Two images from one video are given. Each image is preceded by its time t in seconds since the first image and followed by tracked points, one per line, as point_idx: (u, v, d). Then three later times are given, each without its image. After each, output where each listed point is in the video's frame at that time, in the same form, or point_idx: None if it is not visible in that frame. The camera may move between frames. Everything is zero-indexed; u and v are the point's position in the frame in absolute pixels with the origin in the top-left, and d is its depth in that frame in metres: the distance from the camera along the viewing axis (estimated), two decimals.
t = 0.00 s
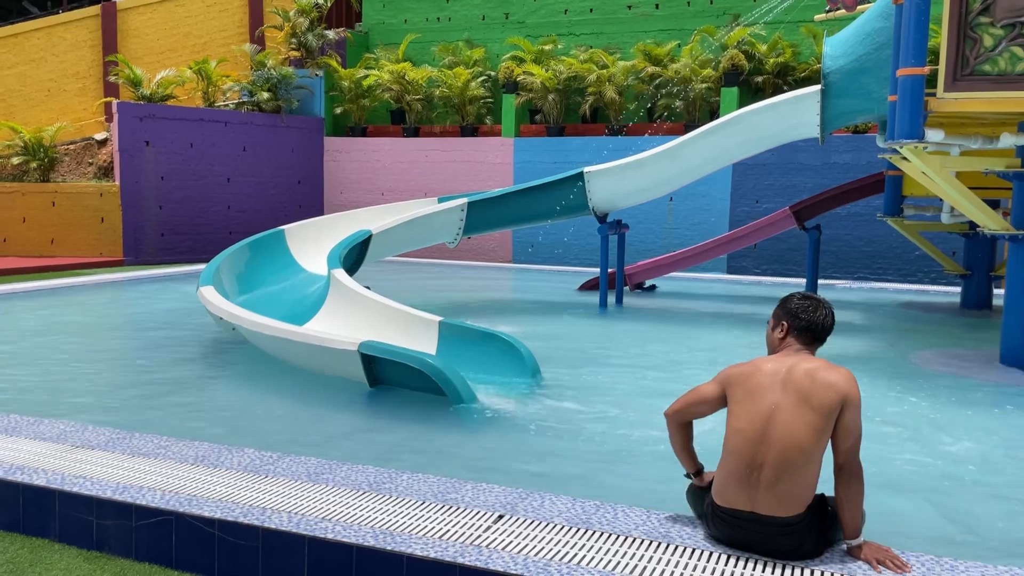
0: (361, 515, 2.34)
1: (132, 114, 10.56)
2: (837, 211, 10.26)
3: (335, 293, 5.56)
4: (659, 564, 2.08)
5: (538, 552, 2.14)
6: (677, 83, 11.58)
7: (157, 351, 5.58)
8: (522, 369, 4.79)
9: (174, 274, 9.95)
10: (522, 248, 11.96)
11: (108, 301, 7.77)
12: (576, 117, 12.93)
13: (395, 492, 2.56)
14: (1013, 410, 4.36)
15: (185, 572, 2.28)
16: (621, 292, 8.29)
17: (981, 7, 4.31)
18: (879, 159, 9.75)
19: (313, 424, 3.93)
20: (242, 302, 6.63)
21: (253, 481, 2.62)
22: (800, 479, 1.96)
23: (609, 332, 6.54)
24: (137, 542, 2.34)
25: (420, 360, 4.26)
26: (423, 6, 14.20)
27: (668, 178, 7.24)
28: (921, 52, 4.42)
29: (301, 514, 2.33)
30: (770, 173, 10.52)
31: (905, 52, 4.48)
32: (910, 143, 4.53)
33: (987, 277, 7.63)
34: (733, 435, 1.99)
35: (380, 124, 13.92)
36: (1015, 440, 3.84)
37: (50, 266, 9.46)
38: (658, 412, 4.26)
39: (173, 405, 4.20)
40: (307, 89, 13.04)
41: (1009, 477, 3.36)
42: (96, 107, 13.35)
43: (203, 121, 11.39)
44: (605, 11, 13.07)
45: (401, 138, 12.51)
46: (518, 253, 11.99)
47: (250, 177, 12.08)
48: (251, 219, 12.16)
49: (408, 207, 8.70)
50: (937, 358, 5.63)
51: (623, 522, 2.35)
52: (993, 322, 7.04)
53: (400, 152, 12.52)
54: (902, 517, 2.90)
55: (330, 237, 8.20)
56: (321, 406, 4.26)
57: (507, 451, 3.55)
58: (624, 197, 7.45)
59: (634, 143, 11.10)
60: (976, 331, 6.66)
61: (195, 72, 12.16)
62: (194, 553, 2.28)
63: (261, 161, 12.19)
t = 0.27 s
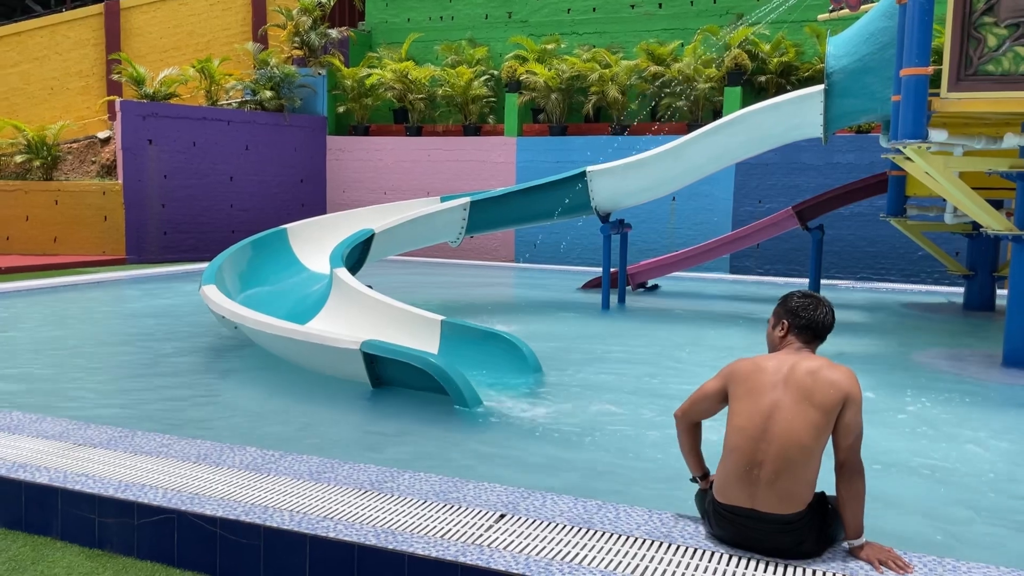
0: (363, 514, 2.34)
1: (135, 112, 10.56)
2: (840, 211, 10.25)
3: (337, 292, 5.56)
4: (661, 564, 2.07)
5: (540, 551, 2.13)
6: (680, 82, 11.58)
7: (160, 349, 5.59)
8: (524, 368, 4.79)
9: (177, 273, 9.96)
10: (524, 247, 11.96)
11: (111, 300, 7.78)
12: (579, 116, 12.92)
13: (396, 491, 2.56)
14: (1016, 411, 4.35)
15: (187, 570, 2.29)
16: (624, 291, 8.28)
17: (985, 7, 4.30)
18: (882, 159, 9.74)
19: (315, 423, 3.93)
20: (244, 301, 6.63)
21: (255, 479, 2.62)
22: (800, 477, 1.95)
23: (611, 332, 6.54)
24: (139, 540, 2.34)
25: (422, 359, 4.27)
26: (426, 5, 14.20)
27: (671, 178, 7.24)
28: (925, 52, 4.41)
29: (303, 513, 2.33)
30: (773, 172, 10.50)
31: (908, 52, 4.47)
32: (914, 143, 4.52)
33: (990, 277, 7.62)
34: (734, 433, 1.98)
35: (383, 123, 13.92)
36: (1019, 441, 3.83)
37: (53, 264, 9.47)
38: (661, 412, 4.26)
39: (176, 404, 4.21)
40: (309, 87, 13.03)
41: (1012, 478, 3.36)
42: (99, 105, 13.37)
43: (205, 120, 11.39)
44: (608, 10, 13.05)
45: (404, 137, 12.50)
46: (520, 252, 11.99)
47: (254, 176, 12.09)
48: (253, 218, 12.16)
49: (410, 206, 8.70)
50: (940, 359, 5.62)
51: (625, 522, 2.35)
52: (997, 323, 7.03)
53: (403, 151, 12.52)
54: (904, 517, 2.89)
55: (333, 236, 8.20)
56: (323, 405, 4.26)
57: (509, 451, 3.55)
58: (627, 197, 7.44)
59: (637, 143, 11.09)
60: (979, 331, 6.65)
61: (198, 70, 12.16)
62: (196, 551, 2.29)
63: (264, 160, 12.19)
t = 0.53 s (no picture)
0: (365, 513, 2.34)
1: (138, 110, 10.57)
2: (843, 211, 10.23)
3: (340, 291, 5.56)
4: (663, 564, 2.07)
5: (542, 551, 2.13)
6: (682, 82, 11.57)
7: (162, 348, 5.59)
8: (527, 367, 4.79)
9: (179, 271, 9.96)
10: (526, 246, 11.96)
11: (114, 298, 7.78)
12: (582, 116, 12.91)
13: (399, 490, 2.56)
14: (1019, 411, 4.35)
15: (190, 568, 2.29)
16: (626, 291, 8.28)
17: (989, 7, 4.29)
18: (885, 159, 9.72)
19: (316, 421, 3.93)
20: (247, 299, 6.63)
21: (257, 478, 2.62)
22: (803, 476, 1.94)
23: (613, 331, 6.53)
24: (142, 538, 2.35)
25: (424, 358, 4.26)
26: (429, 4, 14.19)
27: (674, 177, 7.23)
28: (929, 52, 4.40)
29: (305, 512, 2.33)
30: (776, 172, 10.49)
31: (912, 51, 4.47)
32: (918, 143, 4.51)
33: (993, 277, 7.61)
34: (737, 432, 1.98)
35: (385, 122, 13.92)
36: (1021, 441, 3.83)
37: (55, 262, 9.48)
38: (662, 411, 4.25)
39: (177, 402, 4.21)
40: (312, 86, 13.04)
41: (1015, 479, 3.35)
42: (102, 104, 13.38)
43: (208, 119, 11.40)
44: (611, 9, 13.04)
45: (407, 137, 12.50)
46: (522, 252, 11.99)
47: (256, 175, 12.10)
48: (256, 217, 12.17)
49: (413, 205, 8.69)
50: (943, 359, 5.61)
51: (627, 522, 2.35)
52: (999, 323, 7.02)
53: (406, 150, 12.52)
54: (905, 517, 2.89)
55: (335, 235, 8.20)
56: (325, 403, 4.27)
57: (511, 449, 3.55)
58: (629, 196, 7.44)
59: (639, 142, 11.09)
60: (982, 332, 6.64)
61: (200, 69, 12.16)
62: (199, 549, 2.29)
63: (267, 158, 12.20)
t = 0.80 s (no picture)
0: (367, 512, 2.35)
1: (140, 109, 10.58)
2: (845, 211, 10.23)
3: (341, 290, 5.56)
4: (665, 564, 2.07)
5: (543, 550, 2.13)
6: (684, 81, 11.56)
7: (164, 346, 5.59)
8: (528, 367, 4.79)
9: (181, 270, 9.97)
10: (528, 246, 11.96)
11: (115, 296, 7.78)
12: (583, 115, 12.90)
13: (401, 489, 2.56)
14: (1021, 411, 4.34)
15: (191, 567, 2.29)
16: (628, 290, 8.27)
17: (991, 7, 4.28)
18: (887, 159, 9.72)
19: (318, 420, 3.93)
20: (248, 298, 6.64)
21: (259, 476, 2.62)
22: (805, 475, 1.94)
23: (614, 331, 6.53)
24: (143, 537, 2.35)
25: (426, 357, 4.26)
26: (431, 3, 14.18)
27: (676, 177, 7.22)
28: (931, 52, 4.40)
29: (307, 511, 2.33)
30: (778, 172, 10.49)
31: (915, 51, 4.47)
32: (920, 143, 4.51)
33: (995, 277, 7.61)
34: (741, 431, 1.98)
35: (387, 121, 13.92)
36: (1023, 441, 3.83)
37: (57, 261, 9.49)
38: (664, 411, 4.25)
39: (180, 400, 4.21)
40: (314, 85, 13.06)
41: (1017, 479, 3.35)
42: (104, 102, 13.40)
43: (210, 117, 11.40)
44: (613, 9, 13.03)
45: (408, 136, 12.50)
46: (524, 251, 11.99)
47: (258, 174, 12.10)
48: (257, 216, 12.17)
49: (415, 205, 8.69)
50: (945, 359, 5.61)
51: (629, 521, 2.35)
52: (1001, 324, 7.02)
53: (408, 150, 12.52)
54: (907, 517, 2.89)
55: (337, 234, 8.20)
56: (326, 402, 4.27)
57: (513, 449, 3.55)
58: (631, 196, 7.44)
59: (641, 142, 11.08)
60: (984, 332, 6.64)
61: (202, 68, 12.15)
62: (200, 548, 2.29)
63: (268, 157, 12.20)
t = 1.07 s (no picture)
0: (366, 511, 2.35)
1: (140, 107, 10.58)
2: (845, 211, 10.22)
3: (341, 289, 5.55)
4: (665, 563, 2.07)
5: (543, 549, 2.13)
6: (684, 81, 11.56)
7: (164, 345, 5.58)
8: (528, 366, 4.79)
9: (181, 268, 9.96)
10: (528, 245, 11.96)
11: (115, 295, 7.78)
12: (584, 114, 12.90)
13: (401, 488, 2.56)
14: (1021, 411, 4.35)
15: (191, 565, 2.29)
16: (628, 290, 8.27)
17: (993, 7, 4.28)
18: (887, 159, 9.72)
19: (318, 419, 3.93)
20: (248, 297, 6.63)
21: (259, 475, 2.62)
22: (805, 475, 1.94)
23: (614, 330, 6.53)
24: (143, 535, 2.35)
25: (425, 356, 4.26)
26: (431, 2, 14.17)
27: (676, 176, 7.22)
28: (932, 51, 4.39)
29: (307, 509, 2.33)
30: (779, 171, 10.48)
31: (915, 51, 4.46)
32: (920, 142, 4.50)
33: (995, 278, 7.61)
34: (741, 430, 1.98)
35: (387, 119, 13.91)
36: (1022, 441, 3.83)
37: (57, 259, 9.48)
38: (664, 410, 4.25)
39: (179, 399, 4.21)
40: (314, 84, 13.06)
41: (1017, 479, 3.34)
42: (104, 101, 13.39)
43: (210, 116, 11.40)
44: (614, 8, 13.03)
45: (409, 135, 12.50)
46: (524, 250, 11.99)
47: (258, 172, 12.10)
48: (257, 214, 12.17)
49: (415, 204, 8.69)
50: (945, 359, 5.61)
51: (629, 521, 2.35)
52: (1001, 324, 7.02)
53: (408, 149, 12.51)
54: (907, 517, 2.89)
55: (337, 233, 8.19)
56: (326, 401, 4.26)
57: (512, 448, 3.55)
58: (631, 195, 7.43)
59: (641, 141, 11.08)
60: (984, 332, 6.64)
61: (202, 66, 12.15)
62: (200, 546, 2.29)
63: (268, 156, 12.20)
